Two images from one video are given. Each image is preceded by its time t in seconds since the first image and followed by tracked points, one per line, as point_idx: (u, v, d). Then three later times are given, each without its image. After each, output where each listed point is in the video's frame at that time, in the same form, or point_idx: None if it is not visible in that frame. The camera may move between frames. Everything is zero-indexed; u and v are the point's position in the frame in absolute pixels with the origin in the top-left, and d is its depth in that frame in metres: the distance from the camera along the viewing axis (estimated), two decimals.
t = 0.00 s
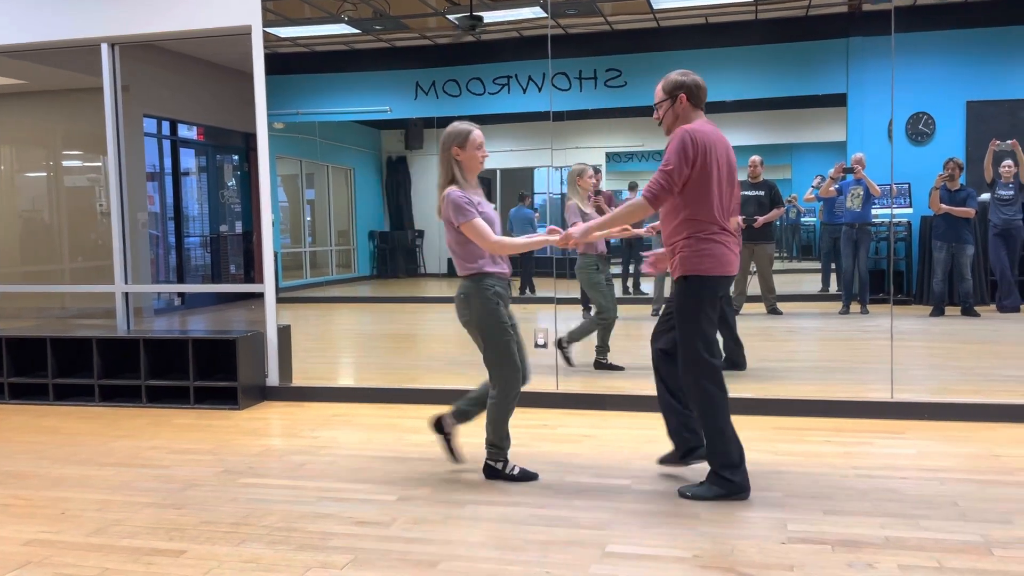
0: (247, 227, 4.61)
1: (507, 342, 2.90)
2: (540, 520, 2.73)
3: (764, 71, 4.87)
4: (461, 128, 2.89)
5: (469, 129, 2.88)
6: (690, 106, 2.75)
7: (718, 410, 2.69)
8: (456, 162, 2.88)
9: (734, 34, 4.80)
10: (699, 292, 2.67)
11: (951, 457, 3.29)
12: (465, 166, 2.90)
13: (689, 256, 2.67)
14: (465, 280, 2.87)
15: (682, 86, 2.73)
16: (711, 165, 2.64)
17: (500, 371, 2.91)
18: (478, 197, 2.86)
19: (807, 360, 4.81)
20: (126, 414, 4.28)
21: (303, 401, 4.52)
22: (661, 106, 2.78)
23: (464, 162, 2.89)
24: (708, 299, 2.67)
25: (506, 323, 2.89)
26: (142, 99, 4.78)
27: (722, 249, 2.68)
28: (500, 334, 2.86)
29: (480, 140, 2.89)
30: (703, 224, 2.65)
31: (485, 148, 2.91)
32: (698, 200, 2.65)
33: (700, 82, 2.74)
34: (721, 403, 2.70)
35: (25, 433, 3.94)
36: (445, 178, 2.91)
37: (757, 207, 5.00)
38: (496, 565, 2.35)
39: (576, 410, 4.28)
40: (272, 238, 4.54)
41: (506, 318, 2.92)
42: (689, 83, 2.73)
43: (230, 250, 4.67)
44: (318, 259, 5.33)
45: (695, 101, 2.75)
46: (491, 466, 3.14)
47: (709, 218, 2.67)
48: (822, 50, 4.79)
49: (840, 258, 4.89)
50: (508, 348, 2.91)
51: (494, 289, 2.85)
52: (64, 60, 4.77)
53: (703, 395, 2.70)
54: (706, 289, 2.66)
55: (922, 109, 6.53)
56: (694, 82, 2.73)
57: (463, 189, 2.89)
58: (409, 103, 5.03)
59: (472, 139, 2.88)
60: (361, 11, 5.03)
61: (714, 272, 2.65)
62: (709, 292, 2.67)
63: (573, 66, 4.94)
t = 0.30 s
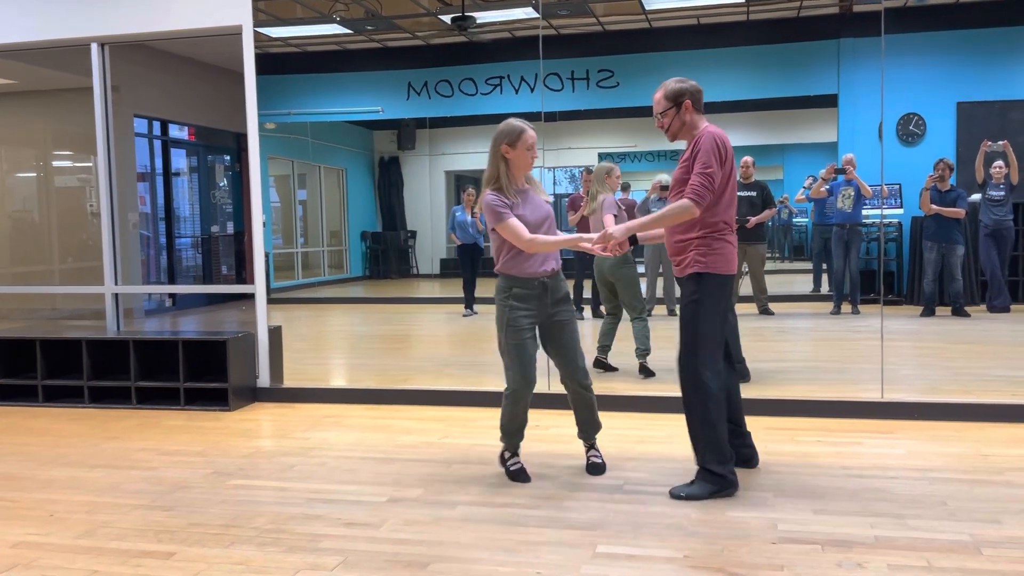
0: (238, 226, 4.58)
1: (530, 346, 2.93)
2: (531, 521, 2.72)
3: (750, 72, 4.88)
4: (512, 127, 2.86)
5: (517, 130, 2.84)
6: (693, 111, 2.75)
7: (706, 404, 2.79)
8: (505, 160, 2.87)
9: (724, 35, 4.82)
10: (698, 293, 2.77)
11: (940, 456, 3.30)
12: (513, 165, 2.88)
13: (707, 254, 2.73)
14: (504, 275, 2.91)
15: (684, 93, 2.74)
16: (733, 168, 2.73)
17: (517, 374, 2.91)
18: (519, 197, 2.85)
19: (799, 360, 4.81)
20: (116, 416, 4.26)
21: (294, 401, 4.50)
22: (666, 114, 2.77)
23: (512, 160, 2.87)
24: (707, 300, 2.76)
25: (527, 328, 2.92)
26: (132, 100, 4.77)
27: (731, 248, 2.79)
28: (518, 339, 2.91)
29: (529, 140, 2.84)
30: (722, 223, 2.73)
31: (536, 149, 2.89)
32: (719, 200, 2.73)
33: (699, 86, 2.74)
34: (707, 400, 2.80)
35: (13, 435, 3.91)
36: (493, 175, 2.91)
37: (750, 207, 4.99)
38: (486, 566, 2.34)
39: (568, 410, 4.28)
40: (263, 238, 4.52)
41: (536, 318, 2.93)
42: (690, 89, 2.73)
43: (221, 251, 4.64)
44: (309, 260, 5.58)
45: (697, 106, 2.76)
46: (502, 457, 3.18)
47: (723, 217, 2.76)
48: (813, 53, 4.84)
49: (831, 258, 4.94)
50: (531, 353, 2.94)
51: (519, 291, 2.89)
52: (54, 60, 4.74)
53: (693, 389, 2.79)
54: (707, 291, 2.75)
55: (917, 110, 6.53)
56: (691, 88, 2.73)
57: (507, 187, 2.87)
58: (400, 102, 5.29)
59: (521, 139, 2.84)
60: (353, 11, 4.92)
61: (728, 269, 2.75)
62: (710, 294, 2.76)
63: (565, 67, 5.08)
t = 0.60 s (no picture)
0: (231, 228, 4.55)
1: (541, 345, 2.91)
2: (523, 522, 2.72)
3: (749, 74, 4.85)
4: (544, 127, 2.77)
5: (548, 132, 2.74)
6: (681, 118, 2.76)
7: (676, 387, 2.82)
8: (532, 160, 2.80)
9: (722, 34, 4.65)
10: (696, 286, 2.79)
11: (932, 456, 3.31)
12: (541, 165, 2.81)
13: (711, 259, 2.79)
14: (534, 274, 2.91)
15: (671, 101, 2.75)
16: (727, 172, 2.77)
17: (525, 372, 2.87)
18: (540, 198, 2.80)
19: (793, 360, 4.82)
20: (108, 418, 4.24)
21: (286, 402, 4.49)
22: (656, 121, 2.76)
23: (540, 161, 2.79)
24: (701, 294, 2.79)
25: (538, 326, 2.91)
26: (125, 101, 4.77)
27: (730, 249, 2.85)
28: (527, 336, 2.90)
29: (558, 142, 2.75)
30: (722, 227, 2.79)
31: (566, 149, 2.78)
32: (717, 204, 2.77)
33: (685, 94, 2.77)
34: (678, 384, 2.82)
35: (5, 437, 3.89)
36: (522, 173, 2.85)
37: (743, 208, 4.89)
38: (478, 568, 2.34)
39: (561, 412, 4.27)
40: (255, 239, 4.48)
41: (551, 314, 2.91)
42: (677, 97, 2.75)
43: (214, 251, 4.63)
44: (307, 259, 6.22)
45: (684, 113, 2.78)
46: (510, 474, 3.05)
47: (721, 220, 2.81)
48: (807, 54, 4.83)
49: (824, 258, 5.12)
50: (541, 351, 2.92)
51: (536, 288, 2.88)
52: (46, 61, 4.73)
53: (666, 369, 2.81)
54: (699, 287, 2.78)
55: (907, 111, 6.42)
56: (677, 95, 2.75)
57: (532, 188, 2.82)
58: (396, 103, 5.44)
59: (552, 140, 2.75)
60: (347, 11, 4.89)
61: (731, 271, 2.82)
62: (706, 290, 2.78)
63: (558, 67, 5.05)
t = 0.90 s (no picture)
0: (227, 229, 4.54)
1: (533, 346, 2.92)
2: (521, 523, 2.71)
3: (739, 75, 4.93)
4: (543, 127, 2.77)
5: (544, 132, 2.75)
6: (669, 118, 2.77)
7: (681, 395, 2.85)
8: (529, 159, 2.81)
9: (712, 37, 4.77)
10: (688, 288, 2.81)
11: (928, 457, 3.31)
12: (537, 164, 2.82)
13: (699, 257, 2.77)
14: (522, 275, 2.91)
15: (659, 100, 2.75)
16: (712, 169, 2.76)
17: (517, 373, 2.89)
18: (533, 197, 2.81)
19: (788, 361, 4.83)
20: (104, 419, 4.22)
21: (282, 404, 4.49)
22: (642, 121, 2.77)
23: (536, 160, 2.80)
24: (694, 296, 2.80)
25: (530, 328, 2.91)
26: (120, 102, 4.74)
27: (720, 246, 2.83)
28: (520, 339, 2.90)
29: (554, 143, 2.75)
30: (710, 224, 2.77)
31: (564, 149, 2.79)
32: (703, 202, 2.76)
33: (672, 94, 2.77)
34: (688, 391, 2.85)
35: None
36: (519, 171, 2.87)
37: (739, 209, 5.04)
38: (475, 570, 2.33)
39: (557, 412, 4.27)
40: (252, 240, 4.48)
41: (543, 316, 2.90)
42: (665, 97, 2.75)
43: (210, 253, 4.60)
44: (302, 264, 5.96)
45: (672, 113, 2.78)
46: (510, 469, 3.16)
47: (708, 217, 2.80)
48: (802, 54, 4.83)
49: (820, 258, 4.96)
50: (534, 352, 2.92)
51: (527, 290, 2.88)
52: (40, 62, 4.71)
53: (678, 378, 2.84)
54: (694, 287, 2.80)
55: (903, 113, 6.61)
56: (665, 94, 2.75)
57: (528, 187, 2.84)
58: (390, 103, 5.17)
59: (548, 141, 2.75)
60: (342, 11, 4.79)
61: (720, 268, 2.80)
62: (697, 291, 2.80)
63: (556, 68, 5.04)
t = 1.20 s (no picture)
0: (227, 230, 4.54)
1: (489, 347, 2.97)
2: (521, 523, 2.71)
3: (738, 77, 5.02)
4: (502, 128, 2.80)
5: (502, 133, 2.78)
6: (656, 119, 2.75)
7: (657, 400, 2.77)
8: (494, 160, 2.84)
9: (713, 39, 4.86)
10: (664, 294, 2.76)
11: (927, 457, 3.32)
12: (501, 165, 2.85)
13: (682, 259, 2.73)
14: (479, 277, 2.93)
15: (645, 100, 2.74)
16: (699, 171, 2.71)
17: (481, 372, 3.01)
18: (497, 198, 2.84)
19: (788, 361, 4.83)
20: (103, 420, 4.22)
21: (282, 404, 4.49)
22: (627, 120, 2.76)
23: (500, 161, 2.83)
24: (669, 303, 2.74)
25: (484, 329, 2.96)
26: (121, 102, 4.73)
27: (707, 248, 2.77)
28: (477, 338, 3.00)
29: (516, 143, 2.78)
30: (695, 226, 2.72)
31: (527, 150, 2.82)
32: (687, 204, 2.72)
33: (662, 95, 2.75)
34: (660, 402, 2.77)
35: None
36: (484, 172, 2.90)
37: (739, 209, 4.98)
38: (476, 570, 2.33)
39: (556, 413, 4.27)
40: (252, 241, 4.47)
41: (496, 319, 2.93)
42: (652, 98, 2.73)
43: (210, 254, 4.59)
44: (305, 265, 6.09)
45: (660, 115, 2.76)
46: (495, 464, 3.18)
47: (694, 220, 2.75)
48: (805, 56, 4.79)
49: (819, 259, 5.00)
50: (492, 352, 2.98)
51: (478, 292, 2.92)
52: (40, 63, 4.71)
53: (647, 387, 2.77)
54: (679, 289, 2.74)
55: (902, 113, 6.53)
56: (652, 93, 2.73)
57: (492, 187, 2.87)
58: (389, 103, 5.13)
59: (509, 141, 2.78)
60: (342, 12, 4.84)
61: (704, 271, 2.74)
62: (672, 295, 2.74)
63: (555, 70, 5.20)
